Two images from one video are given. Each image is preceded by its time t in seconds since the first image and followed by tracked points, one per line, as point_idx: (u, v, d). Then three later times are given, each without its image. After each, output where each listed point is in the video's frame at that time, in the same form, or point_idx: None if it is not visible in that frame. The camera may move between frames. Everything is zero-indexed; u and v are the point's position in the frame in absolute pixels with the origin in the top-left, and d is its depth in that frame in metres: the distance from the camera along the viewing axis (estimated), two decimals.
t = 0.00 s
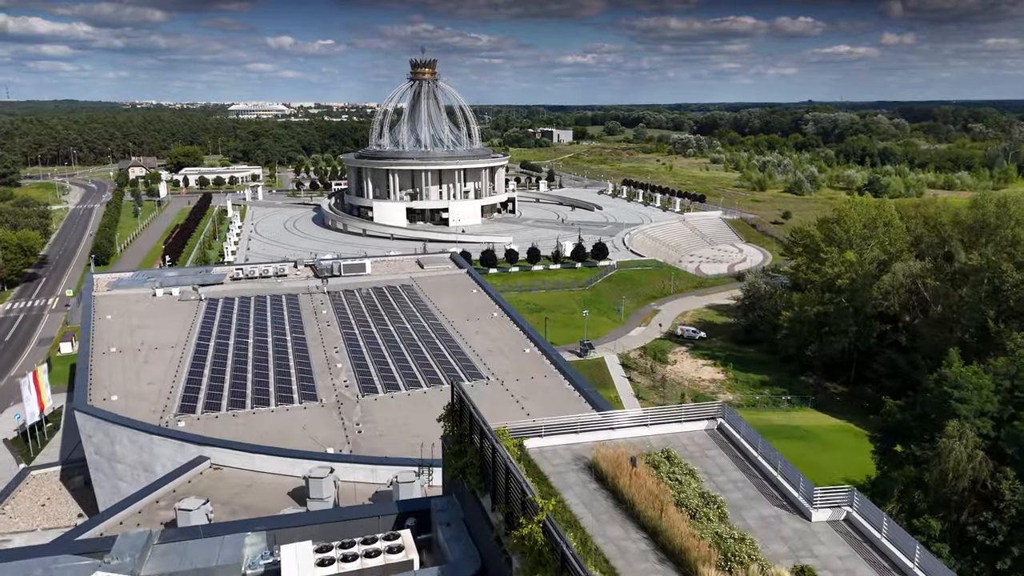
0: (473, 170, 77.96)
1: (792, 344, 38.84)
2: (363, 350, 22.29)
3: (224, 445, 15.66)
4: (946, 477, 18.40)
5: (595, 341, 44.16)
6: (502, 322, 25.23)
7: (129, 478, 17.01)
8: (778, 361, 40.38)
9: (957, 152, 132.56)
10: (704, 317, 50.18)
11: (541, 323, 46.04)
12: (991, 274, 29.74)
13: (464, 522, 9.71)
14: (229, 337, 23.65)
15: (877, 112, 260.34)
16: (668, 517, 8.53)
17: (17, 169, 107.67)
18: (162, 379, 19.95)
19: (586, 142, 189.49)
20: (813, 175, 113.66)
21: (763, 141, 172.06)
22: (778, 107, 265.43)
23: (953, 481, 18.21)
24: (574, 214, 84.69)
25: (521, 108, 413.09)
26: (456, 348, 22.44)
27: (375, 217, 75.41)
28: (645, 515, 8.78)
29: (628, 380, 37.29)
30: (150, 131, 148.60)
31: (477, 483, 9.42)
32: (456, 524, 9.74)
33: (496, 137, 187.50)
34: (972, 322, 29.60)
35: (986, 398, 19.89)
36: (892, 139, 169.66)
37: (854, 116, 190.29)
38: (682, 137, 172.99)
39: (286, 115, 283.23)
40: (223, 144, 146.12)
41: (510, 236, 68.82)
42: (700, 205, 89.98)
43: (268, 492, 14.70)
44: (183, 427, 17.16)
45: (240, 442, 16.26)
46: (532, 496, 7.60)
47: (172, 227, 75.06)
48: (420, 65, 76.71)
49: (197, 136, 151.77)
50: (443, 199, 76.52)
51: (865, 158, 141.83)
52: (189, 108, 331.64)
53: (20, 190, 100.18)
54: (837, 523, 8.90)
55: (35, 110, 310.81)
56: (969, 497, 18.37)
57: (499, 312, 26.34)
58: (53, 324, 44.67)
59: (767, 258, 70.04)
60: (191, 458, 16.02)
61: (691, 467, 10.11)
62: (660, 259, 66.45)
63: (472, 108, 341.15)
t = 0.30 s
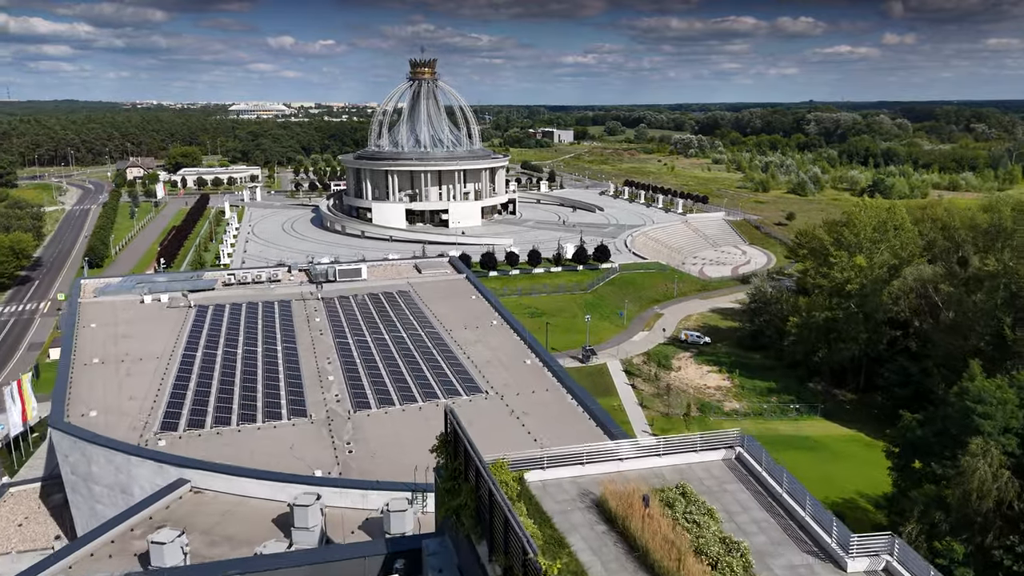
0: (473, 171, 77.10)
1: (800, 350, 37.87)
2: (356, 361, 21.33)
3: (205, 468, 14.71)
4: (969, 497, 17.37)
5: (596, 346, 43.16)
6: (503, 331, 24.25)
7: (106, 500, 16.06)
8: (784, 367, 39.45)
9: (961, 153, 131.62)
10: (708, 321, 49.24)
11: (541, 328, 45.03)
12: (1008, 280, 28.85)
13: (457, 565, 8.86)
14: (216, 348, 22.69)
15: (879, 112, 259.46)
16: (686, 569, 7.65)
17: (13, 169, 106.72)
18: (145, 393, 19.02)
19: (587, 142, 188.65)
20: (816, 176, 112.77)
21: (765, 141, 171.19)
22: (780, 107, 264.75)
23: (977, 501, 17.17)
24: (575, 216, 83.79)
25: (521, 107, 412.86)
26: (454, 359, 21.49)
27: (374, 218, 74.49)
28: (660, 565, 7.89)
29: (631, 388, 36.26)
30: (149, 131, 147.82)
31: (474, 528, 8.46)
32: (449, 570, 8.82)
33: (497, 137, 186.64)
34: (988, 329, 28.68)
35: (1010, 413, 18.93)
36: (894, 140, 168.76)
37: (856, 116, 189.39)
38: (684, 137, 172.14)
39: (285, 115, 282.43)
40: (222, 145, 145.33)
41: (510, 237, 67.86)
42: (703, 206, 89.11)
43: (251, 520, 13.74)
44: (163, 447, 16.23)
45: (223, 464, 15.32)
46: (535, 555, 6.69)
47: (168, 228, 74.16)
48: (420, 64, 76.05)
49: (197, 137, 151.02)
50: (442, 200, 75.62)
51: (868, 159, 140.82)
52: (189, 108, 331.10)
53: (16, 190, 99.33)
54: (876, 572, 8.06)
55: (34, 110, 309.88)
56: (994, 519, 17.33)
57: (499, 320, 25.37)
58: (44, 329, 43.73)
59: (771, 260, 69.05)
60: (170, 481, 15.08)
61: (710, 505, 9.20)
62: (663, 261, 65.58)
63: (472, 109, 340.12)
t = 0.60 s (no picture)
0: (473, 171, 76.21)
1: (808, 357, 36.86)
2: (349, 373, 20.40)
3: (184, 493, 13.76)
4: (996, 520, 16.44)
5: (599, 352, 42.13)
6: (503, 340, 23.24)
7: (82, 526, 15.11)
8: (792, 375, 38.44)
9: (966, 153, 130.50)
10: (712, 326, 48.32)
11: (543, 333, 44.03)
12: None
13: None
14: (204, 359, 21.72)
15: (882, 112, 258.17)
16: None
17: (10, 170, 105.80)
18: (126, 408, 18.06)
19: (588, 142, 187.75)
20: (819, 176, 111.77)
21: (767, 141, 170.16)
22: (781, 107, 263.76)
23: (1005, 524, 16.22)
24: (577, 217, 82.85)
25: (521, 108, 412.06)
26: (451, 372, 20.50)
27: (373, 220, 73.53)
28: None
29: (635, 396, 35.23)
30: (148, 131, 146.97)
31: None
32: None
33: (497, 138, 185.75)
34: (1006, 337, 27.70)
35: None
36: (897, 140, 167.62)
37: (859, 116, 188.22)
38: (685, 137, 171.15)
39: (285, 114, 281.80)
40: (221, 145, 144.45)
41: (511, 239, 66.95)
42: (706, 207, 88.15)
43: (231, 551, 12.74)
44: (142, 469, 15.27)
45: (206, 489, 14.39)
46: None
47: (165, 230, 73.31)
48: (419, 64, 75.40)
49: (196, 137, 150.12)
50: (442, 201, 74.69)
51: (872, 159, 139.71)
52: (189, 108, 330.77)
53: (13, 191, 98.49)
54: None
55: (34, 111, 308.86)
56: None
57: (500, 328, 24.41)
58: (35, 334, 42.80)
59: (775, 262, 68.08)
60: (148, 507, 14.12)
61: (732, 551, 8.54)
62: (665, 263, 64.65)
63: (472, 108, 338.89)
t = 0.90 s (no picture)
0: (473, 172, 75.31)
1: (815, 364, 35.93)
2: (341, 387, 19.44)
3: (160, 522, 12.83)
4: None
5: (601, 358, 41.17)
6: (503, 351, 22.30)
7: (54, 554, 14.15)
8: (799, 382, 37.51)
9: (970, 154, 129.44)
10: (717, 330, 47.39)
11: (544, 339, 43.07)
12: None
13: None
14: (191, 371, 20.79)
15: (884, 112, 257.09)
16: None
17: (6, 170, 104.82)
18: (104, 427, 17.10)
19: (588, 143, 186.78)
20: (822, 177, 110.79)
21: (769, 142, 169.19)
22: (783, 107, 262.73)
23: None
24: (578, 218, 81.91)
25: (522, 108, 411.46)
26: (448, 385, 19.54)
27: (372, 223, 72.24)
28: None
29: (638, 404, 34.30)
30: (146, 131, 145.98)
31: None
32: None
33: (498, 138, 184.84)
34: None
35: None
36: (900, 140, 166.53)
37: (862, 116, 187.00)
38: (687, 138, 170.17)
39: (285, 115, 281.43)
40: (219, 145, 143.46)
41: (511, 241, 66.08)
42: (708, 208, 87.22)
43: None
44: (117, 493, 14.29)
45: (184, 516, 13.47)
46: None
47: (161, 232, 72.38)
48: (419, 64, 74.52)
49: (194, 137, 149.25)
50: (442, 203, 73.72)
51: (875, 159, 138.69)
52: (189, 107, 330.29)
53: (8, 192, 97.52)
54: None
55: (37, 111, 309.92)
56: None
57: (499, 338, 23.47)
58: (24, 340, 41.77)
59: (779, 264, 67.14)
60: (122, 537, 13.14)
61: None
62: (668, 266, 63.77)
63: (473, 108, 337.79)
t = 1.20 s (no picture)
0: (473, 173, 74.40)
1: (824, 372, 34.95)
2: (332, 402, 18.49)
3: (131, 555, 11.92)
4: None
5: (603, 364, 40.17)
6: (502, 363, 21.32)
7: None
8: (806, 390, 36.53)
9: (974, 154, 128.34)
10: (721, 335, 46.42)
11: (544, 344, 42.09)
12: None
13: None
14: (176, 384, 19.83)
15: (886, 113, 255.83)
16: None
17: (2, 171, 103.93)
18: (81, 446, 16.14)
19: (589, 143, 185.82)
20: (826, 178, 109.75)
21: (771, 142, 168.17)
22: (785, 107, 261.62)
23: None
24: (579, 220, 80.96)
25: (523, 108, 410.59)
26: (443, 400, 18.58)
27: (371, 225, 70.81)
28: None
29: (642, 413, 33.33)
30: (145, 132, 145.09)
31: None
32: None
33: (498, 138, 183.87)
34: None
35: None
36: (903, 141, 165.36)
37: (864, 117, 185.79)
38: (688, 138, 169.21)
39: (286, 116, 280.78)
40: (218, 146, 142.56)
41: (512, 244, 65.10)
42: (711, 210, 86.21)
43: None
44: (88, 522, 13.35)
45: (160, 549, 12.54)
46: None
47: (157, 234, 71.46)
48: (418, 63, 73.69)
49: (193, 138, 148.36)
50: (441, 204, 72.76)
51: (878, 160, 137.62)
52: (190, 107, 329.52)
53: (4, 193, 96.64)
54: None
55: (38, 110, 309.46)
56: None
57: (498, 348, 22.52)
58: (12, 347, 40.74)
59: (784, 266, 66.13)
60: (90, 571, 12.17)
61: None
62: (671, 269, 62.81)
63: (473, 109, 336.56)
